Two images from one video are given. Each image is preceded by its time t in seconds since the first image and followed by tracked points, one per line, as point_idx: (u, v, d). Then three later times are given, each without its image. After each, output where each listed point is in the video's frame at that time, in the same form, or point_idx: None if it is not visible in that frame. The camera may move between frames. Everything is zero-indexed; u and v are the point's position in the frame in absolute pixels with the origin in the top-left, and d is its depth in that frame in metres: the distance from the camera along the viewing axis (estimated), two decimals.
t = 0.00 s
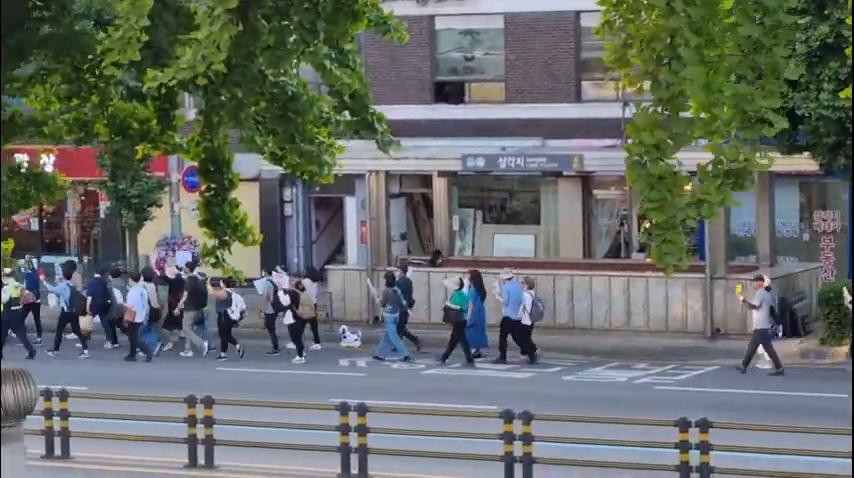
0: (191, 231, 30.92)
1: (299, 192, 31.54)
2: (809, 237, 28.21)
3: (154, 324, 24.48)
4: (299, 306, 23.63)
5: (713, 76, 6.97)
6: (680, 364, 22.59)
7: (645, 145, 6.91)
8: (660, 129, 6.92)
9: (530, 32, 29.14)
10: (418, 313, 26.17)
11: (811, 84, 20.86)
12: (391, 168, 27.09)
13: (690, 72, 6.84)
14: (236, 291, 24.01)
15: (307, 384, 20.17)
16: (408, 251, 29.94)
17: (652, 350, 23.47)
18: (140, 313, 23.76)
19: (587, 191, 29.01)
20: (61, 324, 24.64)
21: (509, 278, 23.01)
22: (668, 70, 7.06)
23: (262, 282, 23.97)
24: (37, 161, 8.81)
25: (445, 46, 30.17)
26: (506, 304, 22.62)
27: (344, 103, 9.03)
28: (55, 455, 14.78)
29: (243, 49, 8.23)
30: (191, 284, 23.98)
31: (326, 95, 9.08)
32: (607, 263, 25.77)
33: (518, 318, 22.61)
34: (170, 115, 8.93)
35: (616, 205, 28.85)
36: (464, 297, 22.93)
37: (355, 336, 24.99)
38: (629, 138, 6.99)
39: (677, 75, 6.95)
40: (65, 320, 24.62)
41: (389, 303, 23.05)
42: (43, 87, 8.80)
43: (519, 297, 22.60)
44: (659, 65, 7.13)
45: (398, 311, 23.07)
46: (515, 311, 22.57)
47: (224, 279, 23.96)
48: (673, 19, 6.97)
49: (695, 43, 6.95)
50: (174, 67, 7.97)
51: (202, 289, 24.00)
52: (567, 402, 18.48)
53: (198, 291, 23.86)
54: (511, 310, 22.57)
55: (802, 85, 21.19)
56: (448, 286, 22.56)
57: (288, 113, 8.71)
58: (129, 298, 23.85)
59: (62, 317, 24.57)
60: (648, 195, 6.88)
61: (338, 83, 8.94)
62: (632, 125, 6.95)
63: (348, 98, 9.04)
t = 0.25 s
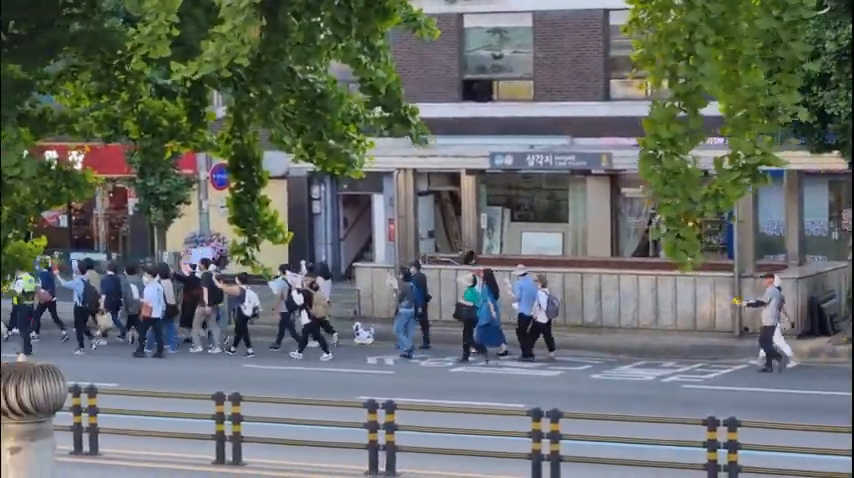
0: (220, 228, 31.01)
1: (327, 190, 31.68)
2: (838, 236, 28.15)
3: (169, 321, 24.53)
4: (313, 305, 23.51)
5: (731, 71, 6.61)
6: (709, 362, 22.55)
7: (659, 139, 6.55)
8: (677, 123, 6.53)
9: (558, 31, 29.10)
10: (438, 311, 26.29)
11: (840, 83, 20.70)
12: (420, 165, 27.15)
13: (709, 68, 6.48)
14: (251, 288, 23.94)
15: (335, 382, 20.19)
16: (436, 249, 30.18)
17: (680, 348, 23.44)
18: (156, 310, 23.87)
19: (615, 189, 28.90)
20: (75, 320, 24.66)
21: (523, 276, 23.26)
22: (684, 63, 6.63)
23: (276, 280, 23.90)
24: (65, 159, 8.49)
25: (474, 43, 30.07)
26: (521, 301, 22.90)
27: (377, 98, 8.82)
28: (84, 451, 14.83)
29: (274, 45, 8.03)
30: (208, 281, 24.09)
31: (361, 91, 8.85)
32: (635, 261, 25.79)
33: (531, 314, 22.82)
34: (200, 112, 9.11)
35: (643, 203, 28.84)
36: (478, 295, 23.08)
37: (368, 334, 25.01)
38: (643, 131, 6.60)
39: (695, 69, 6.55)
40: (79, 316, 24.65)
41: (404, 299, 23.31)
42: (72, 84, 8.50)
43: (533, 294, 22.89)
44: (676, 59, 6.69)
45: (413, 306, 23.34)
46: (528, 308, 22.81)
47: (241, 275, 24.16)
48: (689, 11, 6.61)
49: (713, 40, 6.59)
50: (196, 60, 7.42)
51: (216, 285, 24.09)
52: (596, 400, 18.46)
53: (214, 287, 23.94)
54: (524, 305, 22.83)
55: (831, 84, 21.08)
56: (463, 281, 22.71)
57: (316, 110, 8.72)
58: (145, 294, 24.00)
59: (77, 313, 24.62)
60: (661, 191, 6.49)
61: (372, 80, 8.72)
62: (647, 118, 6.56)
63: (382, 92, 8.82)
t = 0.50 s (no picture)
0: (247, 224, 31.08)
1: (354, 186, 31.63)
2: None
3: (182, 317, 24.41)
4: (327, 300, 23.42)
5: (756, 65, 6.74)
6: (736, 359, 22.49)
7: (683, 132, 6.59)
8: (699, 116, 6.61)
9: (585, 26, 29.04)
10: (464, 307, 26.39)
11: None
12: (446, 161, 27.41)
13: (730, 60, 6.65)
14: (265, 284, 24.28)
15: (362, 377, 20.21)
16: (462, 246, 30.36)
17: (708, 344, 23.41)
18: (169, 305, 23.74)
19: (642, 186, 28.82)
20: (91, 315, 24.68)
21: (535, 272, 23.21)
22: (707, 58, 6.80)
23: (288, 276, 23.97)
24: (93, 156, 8.50)
25: (501, 39, 30.17)
26: (533, 297, 22.90)
27: (405, 95, 8.79)
28: (111, 446, 14.85)
29: (300, 41, 8.03)
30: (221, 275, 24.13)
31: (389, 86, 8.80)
32: (663, 257, 25.73)
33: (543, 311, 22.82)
34: (228, 109, 9.08)
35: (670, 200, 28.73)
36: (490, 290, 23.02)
37: (379, 329, 25.04)
38: (666, 125, 6.66)
39: (717, 64, 6.71)
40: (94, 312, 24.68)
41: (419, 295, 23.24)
42: (100, 80, 8.52)
43: (546, 290, 22.86)
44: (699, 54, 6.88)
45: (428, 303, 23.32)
46: (541, 304, 22.79)
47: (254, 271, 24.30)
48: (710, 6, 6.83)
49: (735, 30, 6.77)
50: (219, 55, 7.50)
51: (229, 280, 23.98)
52: (623, 396, 18.43)
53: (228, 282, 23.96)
54: (537, 302, 22.80)
55: None
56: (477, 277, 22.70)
57: (343, 106, 8.73)
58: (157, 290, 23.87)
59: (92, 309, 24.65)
60: (686, 185, 6.51)
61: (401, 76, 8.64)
62: (669, 112, 6.63)
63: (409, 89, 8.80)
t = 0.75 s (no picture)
0: (266, 222, 31.09)
1: (373, 184, 31.64)
2: None
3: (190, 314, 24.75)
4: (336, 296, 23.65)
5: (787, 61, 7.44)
6: (756, 356, 22.45)
7: (713, 126, 7.39)
8: (728, 113, 7.37)
9: (605, 23, 29.01)
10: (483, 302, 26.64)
11: None
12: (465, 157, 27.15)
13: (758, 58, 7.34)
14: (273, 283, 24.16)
15: (381, 375, 20.20)
16: (482, 243, 30.19)
17: (728, 342, 23.37)
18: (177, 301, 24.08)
19: (662, 183, 28.82)
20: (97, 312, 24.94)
21: (540, 268, 23.23)
22: (740, 53, 7.55)
23: (295, 272, 24.28)
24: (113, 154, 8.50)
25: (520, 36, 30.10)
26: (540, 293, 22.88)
27: (425, 92, 8.80)
28: (131, 444, 14.87)
29: (320, 39, 8.04)
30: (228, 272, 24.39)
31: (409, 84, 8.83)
32: (682, 254, 25.68)
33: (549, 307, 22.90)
34: (247, 108, 9.10)
35: (690, 197, 28.63)
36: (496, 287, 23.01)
37: (388, 325, 25.09)
38: (697, 117, 7.46)
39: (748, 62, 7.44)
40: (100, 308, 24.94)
41: (422, 293, 23.30)
42: (119, 77, 8.55)
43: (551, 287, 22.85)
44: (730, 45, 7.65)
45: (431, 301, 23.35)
46: (547, 301, 22.83)
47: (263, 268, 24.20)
48: (744, 5, 7.48)
49: (767, 25, 7.49)
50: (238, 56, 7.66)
51: (236, 276, 24.34)
52: (643, 394, 18.41)
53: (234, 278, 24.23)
54: (543, 298, 22.87)
55: None
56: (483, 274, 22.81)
57: (363, 104, 8.70)
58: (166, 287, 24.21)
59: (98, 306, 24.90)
60: (713, 179, 7.33)
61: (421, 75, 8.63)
62: (699, 108, 7.39)
63: (429, 87, 8.81)
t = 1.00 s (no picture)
0: (289, 225, 31.14)
1: (396, 187, 31.59)
2: None
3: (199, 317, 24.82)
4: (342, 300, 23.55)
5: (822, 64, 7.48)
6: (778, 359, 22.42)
7: (750, 129, 7.40)
8: (763, 115, 7.41)
9: (627, 26, 28.98)
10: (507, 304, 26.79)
11: None
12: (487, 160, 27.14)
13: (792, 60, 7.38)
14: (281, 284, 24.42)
15: (404, 378, 20.21)
16: (504, 245, 29.87)
17: (750, 344, 23.35)
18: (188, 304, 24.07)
19: (683, 185, 28.90)
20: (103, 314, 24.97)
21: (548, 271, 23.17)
22: (773, 57, 7.65)
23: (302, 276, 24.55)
24: (137, 156, 8.51)
25: (542, 38, 30.08)
26: (546, 298, 22.92)
27: (447, 95, 8.78)
28: (153, 447, 14.90)
29: (343, 42, 7.98)
30: (238, 275, 24.55)
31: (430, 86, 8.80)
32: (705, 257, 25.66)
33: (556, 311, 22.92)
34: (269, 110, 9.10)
35: (713, 199, 28.63)
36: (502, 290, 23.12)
37: (397, 327, 25.26)
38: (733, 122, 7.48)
39: (783, 64, 7.52)
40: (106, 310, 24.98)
41: (431, 294, 23.50)
42: (143, 80, 8.55)
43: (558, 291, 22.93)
44: (762, 49, 7.80)
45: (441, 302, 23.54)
46: (553, 305, 22.88)
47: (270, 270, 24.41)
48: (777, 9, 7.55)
49: (800, 28, 7.53)
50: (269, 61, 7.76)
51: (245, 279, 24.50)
52: (665, 396, 18.39)
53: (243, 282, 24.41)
54: (550, 303, 22.87)
55: None
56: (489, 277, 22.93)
57: (387, 106, 8.68)
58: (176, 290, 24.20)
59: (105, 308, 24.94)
60: (752, 180, 7.32)
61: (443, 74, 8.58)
62: (735, 111, 7.44)
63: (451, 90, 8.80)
